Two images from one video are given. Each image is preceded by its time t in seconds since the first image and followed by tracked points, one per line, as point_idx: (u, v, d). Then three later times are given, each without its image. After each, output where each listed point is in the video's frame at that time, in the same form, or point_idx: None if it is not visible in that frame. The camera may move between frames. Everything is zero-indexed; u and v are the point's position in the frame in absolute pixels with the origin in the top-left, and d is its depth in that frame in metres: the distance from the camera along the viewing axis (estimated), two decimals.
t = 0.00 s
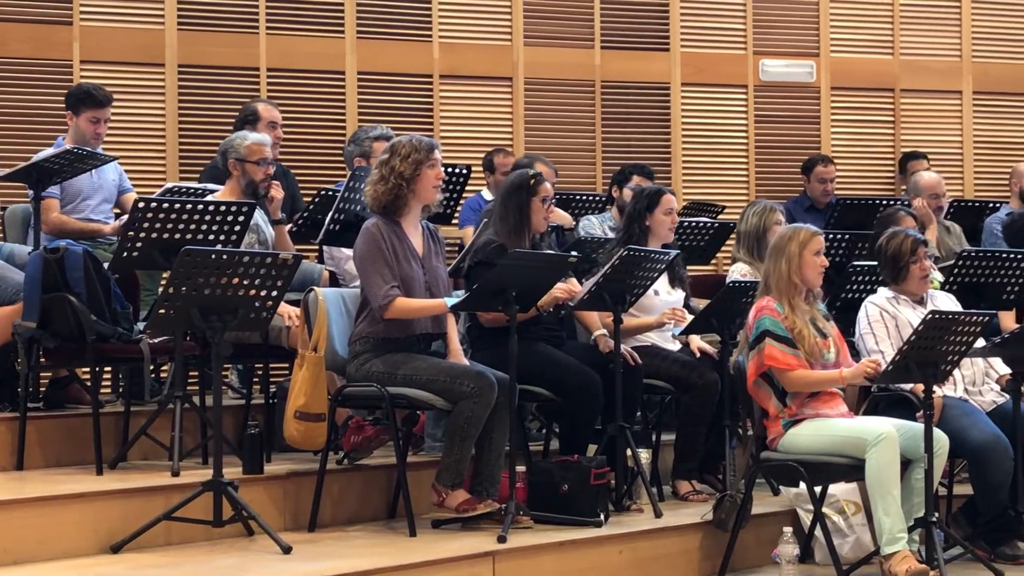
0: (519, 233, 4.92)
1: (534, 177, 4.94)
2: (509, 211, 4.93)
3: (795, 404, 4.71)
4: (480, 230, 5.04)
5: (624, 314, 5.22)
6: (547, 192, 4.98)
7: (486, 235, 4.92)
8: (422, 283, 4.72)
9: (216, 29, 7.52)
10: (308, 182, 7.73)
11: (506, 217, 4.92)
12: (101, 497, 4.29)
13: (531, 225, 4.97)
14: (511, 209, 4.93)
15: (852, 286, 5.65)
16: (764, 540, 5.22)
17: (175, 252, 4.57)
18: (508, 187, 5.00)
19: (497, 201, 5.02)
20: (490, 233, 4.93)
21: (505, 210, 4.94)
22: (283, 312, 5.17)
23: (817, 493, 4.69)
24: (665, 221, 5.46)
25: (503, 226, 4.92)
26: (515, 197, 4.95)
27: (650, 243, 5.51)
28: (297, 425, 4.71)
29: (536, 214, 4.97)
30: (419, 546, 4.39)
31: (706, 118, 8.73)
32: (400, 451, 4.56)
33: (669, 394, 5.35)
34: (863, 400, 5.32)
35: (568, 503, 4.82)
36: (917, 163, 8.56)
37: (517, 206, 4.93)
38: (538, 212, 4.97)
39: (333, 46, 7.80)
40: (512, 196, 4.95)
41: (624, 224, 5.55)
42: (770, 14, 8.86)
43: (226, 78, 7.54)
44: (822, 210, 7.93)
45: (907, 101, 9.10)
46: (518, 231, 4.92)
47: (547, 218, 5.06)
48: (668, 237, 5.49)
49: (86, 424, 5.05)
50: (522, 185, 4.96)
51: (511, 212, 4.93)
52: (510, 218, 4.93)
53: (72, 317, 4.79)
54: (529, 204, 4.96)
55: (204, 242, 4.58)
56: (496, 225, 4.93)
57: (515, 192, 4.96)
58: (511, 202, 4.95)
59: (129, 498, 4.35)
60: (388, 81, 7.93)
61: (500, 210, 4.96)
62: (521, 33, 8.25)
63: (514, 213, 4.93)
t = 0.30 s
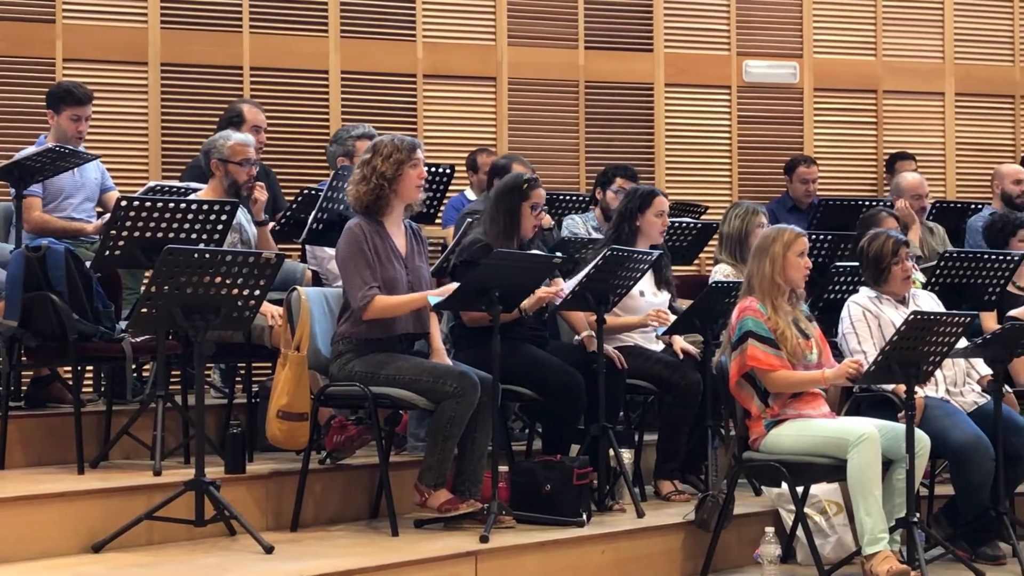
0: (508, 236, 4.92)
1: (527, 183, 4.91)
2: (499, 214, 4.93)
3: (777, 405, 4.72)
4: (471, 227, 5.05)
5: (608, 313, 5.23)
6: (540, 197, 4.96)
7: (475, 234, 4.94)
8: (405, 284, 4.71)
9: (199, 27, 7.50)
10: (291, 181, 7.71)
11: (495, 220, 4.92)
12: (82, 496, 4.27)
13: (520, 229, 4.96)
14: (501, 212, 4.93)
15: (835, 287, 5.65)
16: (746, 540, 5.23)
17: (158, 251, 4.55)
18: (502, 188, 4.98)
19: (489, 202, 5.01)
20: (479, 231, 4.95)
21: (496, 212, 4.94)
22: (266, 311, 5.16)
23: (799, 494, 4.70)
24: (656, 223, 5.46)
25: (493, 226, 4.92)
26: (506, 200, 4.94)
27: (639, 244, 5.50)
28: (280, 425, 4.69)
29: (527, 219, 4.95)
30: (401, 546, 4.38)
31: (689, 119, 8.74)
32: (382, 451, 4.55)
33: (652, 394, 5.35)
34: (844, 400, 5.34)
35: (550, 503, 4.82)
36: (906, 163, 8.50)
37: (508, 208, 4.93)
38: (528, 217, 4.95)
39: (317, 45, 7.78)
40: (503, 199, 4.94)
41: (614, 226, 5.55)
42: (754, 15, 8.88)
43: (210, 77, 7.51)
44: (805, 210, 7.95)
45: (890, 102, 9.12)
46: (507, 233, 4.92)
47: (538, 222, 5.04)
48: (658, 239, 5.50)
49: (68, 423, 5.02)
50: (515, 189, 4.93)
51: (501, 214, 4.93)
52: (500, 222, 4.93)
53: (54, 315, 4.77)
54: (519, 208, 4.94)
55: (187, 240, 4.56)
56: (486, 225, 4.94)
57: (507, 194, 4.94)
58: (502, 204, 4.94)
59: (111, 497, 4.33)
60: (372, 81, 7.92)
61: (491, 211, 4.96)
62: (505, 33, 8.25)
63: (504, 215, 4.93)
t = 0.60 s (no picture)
0: (494, 235, 4.94)
1: (513, 181, 4.95)
2: (485, 212, 4.95)
3: (757, 404, 4.73)
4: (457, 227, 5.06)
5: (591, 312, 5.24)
6: (525, 196, 5.00)
7: (461, 233, 4.95)
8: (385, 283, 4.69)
9: (181, 24, 7.47)
10: (273, 178, 7.68)
11: (481, 219, 4.94)
12: (62, 493, 4.25)
13: (506, 229, 4.97)
14: (488, 210, 4.95)
15: (815, 287, 5.68)
16: (727, 538, 5.24)
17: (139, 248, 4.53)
18: (488, 188, 5.01)
19: (475, 202, 5.04)
20: (465, 231, 4.96)
21: (482, 211, 4.96)
22: (248, 309, 5.15)
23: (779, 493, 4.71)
24: (639, 223, 5.47)
25: (480, 225, 4.94)
26: (492, 199, 4.97)
27: (622, 243, 5.51)
28: (261, 423, 4.68)
29: (513, 217, 4.97)
30: (382, 544, 4.37)
31: (672, 118, 8.75)
32: (363, 449, 4.55)
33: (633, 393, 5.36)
34: (826, 399, 5.32)
35: (531, 501, 4.82)
36: (886, 163, 8.52)
37: (494, 207, 4.95)
38: (514, 216, 4.98)
39: (299, 43, 7.75)
40: (489, 198, 4.97)
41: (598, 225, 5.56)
42: (736, 15, 8.90)
43: (192, 74, 7.49)
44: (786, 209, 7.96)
45: (872, 103, 9.15)
46: (493, 232, 4.94)
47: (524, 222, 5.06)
48: (641, 239, 5.50)
49: (47, 420, 4.99)
50: (501, 188, 4.97)
51: (487, 213, 4.95)
52: (486, 220, 4.94)
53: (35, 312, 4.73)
54: (505, 207, 4.97)
55: (168, 238, 4.55)
56: (472, 224, 4.96)
57: (493, 193, 4.98)
58: (488, 203, 4.97)
59: (90, 494, 4.31)
60: (354, 78, 7.91)
61: (477, 210, 4.98)
62: (488, 31, 8.24)
63: (491, 214, 4.95)
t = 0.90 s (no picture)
0: (480, 233, 4.98)
1: (498, 178, 4.97)
2: (471, 211, 4.98)
3: (737, 403, 4.74)
4: (442, 225, 5.08)
5: (570, 310, 5.25)
6: (511, 193, 5.02)
7: (446, 232, 4.97)
8: (366, 281, 4.69)
9: (161, 20, 7.44)
10: (253, 176, 7.66)
11: (466, 216, 4.97)
12: (39, 491, 4.22)
13: (492, 226, 5.01)
14: (473, 208, 4.98)
15: (795, 285, 5.67)
16: (705, 537, 5.25)
17: (118, 245, 4.51)
18: (472, 185, 5.04)
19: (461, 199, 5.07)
20: (450, 229, 4.99)
21: (468, 209, 4.99)
22: (227, 306, 5.10)
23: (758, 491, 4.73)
24: (615, 224, 5.48)
25: (465, 224, 4.97)
26: (477, 196, 5.00)
27: (599, 242, 5.51)
28: (240, 420, 4.65)
29: (498, 215, 5.01)
30: (361, 542, 4.36)
31: (652, 117, 8.76)
32: (343, 447, 4.54)
33: (613, 391, 5.37)
34: (804, 399, 5.35)
35: (511, 499, 4.82)
36: (862, 163, 8.48)
37: (480, 205, 4.98)
38: (498, 214, 5.01)
39: (279, 40, 7.73)
40: (474, 195, 4.99)
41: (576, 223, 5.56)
42: (717, 15, 8.92)
43: (171, 71, 7.45)
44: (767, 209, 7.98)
45: (852, 102, 9.18)
46: (479, 231, 4.97)
47: (509, 218, 5.09)
48: (615, 240, 5.51)
49: (25, 417, 4.97)
50: (486, 184, 4.99)
51: (473, 211, 4.98)
52: (471, 218, 4.97)
53: (12, 309, 4.70)
54: (490, 204, 5.00)
55: (147, 234, 4.52)
56: (458, 222, 4.99)
57: (478, 191, 5.00)
58: (473, 200, 5.00)
59: (67, 492, 4.29)
60: (335, 75, 7.89)
61: (463, 209, 5.01)
62: (469, 29, 8.23)
63: (476, 212, 4.98)
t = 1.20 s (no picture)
0: (466, 231, 5.00)
1: (483, 173, 5.01)
2: (457, 208, 5.00)
3: (716, 403, 4.76)
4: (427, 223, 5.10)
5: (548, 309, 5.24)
6: (496, 186, 5.05)
7: (431, 231, 4.99)
8: (347, 280, 4.68)
9: (141, 16, 7.40)
10: (233, 173, 7.63)
11: (453, 213, 5.00)
12: (18, 489, 4.20)
13: (479, 221, 5.04)
14: (459, 206, 5.00)
15: (775, 285, 5.71)
16: (685, 536, 5.25)
17: (98, 242, 4.49)
18: (457, 182, 5.06)
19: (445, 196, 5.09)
20: (435, 227, 5.01)
21: (453, 206, 5.01)
22: (209, 305, 5.07)
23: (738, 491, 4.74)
24: (589, 222, 5.48)
25: (451, 221, 4.99)
26: (462, 191, 5.02)
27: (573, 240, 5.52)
28: (219, 418, 4.65)
29: (487, 209, 5.04)
30: (341, 541, 4.35)
31: (633, 116, 8.77)
32: (323, 445, 4.53)
33: (593, 390, 5.37)
34: (784, 399, 5.38)
35: (491, 498, 4.82)
36: (841, 162, 8.30)
37: (465, 201, 5.01)
38: (487, 206, 5.04)
39: (260, 37, 7.70)
40: (460, 191, 5.02)
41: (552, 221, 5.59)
42: (698, 14, 8.94)
43: (151, 67, 7.42)
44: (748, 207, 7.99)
45: (832, 102, 9.21)
46: (465, 228, 5.00)
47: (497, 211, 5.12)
48: (589, 239, 5.51)
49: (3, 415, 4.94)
50: (471, 180, 5.02)
51: (459, 208, 5.00)
52: (458, 214, 5.00)
53: None
54: (477, 199, 5.03)
55: (127, 232, 4.49)
56: (444, 220, 5.01)
57: (464, 188, 5.02)
58: (458, 198, 5.02)
59: (46, 490, 4.26)
60: (316, 73, 7.87)
61: (449, 206, 5.03)
62: (451, 27, 8.22)
63: (463, 208, 5.00)
